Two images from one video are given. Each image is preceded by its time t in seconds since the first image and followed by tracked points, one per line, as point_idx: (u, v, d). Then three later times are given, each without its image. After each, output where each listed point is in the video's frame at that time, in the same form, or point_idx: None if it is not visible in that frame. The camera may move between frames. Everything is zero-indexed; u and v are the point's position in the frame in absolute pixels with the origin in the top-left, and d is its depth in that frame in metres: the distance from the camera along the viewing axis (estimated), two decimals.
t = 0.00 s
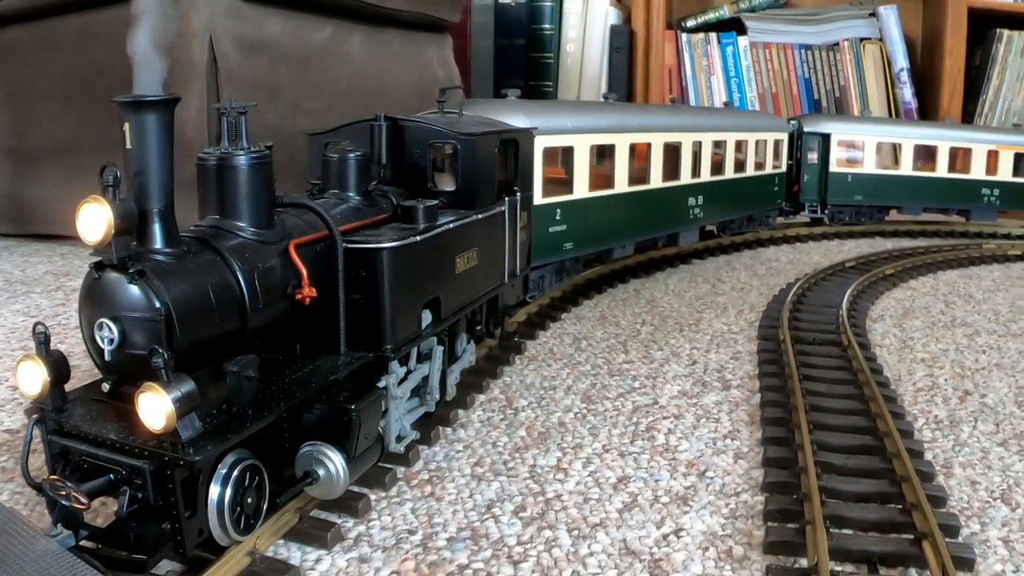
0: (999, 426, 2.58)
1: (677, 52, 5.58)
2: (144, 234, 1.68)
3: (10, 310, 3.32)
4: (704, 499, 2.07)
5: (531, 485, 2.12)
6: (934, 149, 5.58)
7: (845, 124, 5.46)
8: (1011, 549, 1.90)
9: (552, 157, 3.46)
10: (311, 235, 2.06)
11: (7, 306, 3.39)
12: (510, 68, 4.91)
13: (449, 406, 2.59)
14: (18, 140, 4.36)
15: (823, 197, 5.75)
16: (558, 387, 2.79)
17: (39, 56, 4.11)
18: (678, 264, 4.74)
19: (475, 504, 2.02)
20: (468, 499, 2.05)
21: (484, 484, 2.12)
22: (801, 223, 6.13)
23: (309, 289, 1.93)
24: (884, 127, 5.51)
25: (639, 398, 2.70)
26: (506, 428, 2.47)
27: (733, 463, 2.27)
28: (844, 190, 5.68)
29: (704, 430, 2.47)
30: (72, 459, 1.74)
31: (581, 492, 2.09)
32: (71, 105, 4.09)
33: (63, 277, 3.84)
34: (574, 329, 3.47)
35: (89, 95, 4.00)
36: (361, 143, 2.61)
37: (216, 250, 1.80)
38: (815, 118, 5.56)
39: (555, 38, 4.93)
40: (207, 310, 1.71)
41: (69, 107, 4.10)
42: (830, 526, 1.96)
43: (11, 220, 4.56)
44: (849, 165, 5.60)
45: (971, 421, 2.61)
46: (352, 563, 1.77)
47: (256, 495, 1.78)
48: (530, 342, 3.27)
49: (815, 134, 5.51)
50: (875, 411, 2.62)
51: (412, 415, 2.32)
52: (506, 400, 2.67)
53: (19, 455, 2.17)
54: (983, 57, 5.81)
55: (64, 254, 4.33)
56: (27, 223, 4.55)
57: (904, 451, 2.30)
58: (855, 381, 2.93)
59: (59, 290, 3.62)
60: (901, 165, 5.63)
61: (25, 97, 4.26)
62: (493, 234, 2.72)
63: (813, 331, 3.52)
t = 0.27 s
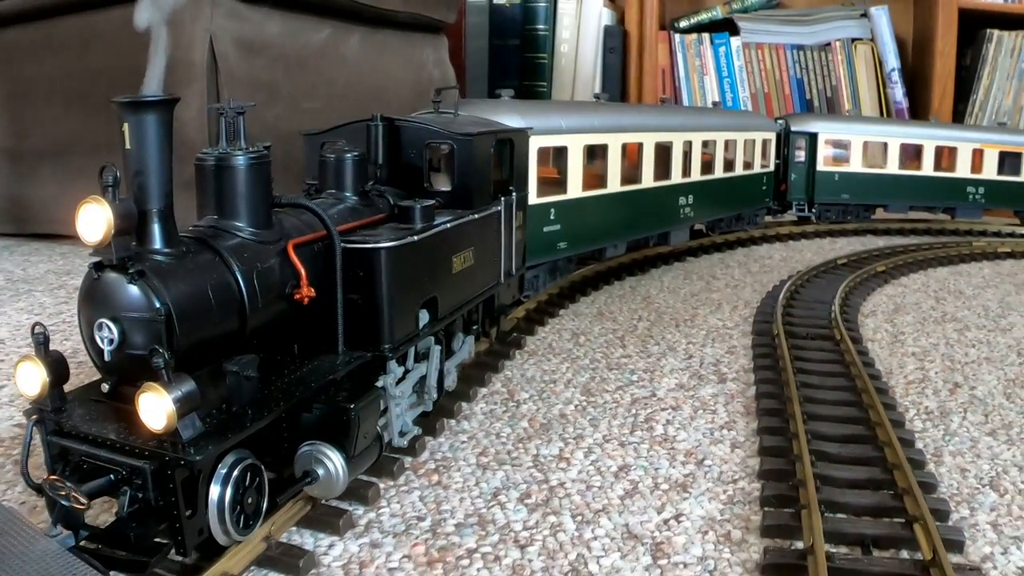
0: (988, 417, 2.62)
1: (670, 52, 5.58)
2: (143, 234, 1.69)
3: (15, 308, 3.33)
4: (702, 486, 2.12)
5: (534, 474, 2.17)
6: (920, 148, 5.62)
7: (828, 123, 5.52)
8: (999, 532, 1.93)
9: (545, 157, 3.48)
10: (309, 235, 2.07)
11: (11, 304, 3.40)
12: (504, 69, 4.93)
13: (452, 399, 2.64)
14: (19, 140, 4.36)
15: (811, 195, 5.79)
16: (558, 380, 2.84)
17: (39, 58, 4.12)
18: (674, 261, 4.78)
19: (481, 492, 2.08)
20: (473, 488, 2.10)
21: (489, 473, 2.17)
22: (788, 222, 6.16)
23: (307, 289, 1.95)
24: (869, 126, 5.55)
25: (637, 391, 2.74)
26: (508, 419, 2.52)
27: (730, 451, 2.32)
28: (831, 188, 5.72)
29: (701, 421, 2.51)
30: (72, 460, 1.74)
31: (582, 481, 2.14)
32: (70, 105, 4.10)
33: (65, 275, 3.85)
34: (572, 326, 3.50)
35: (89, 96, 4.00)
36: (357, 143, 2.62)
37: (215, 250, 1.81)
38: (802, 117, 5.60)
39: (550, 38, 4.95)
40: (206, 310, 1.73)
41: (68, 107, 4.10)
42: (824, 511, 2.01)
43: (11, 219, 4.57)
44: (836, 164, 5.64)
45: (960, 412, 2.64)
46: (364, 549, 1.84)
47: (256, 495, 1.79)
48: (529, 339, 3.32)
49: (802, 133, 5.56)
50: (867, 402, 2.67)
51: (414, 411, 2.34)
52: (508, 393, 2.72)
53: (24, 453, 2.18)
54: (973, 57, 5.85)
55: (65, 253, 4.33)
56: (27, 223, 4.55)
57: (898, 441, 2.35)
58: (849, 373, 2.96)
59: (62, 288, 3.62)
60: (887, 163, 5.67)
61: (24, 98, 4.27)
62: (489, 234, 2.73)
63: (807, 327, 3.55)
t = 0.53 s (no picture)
0: (974, 406, 2.73)
1: (662, 53, 5.61)
2: (144, 235, 1.69)
3: (22, 305, 3.34)
4: (702, 469, 2.22)
5: (541, 458, 2.26)
6: (902, 146, 5.66)
7: (810, 123, 5.56)
8: (984, 512, 2.04)
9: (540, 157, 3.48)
10: (308, 235, 2.07)
11: (17, 301, 3.41)
12: (497, 70, 4.93)
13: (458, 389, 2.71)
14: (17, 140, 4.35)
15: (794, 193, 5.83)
16: (559, 371, 2.94)
17: (37, 59, 4.11)
18: (667, 258, 4.84)
19: (490, 476, 2.16)
20: (482, 472, 2.18)
21: (498, 457, 2.26)
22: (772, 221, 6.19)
23: (307, 289, 1.95)
24: (850, 125, 5.59)
25: (636, 381, 2.85)
26: (513, 408, 2.60)
27: (727, 437, 2.43)
28: (815, 187, 5.76)
29: (700, 409, 2.61)
30: (73, 461, 1.74)
31: (587, 465, 2.23)
32: (70, 106, 4.09)
33: (68, 273, 3.85)
34: (571, 321, 3.56)
35: (89, 96, 4.01)
36: (353, 143, 2.62)
37: (215, 250, 1.82)
38: (785, 116, 5.65)
39: (543, 40, 4.98)
40: (207, 310, 1.73)
41: (68, 107, 4.10)
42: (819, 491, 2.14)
43: (10, 219, 4.56)
44: (819, 163, 5.68)
45: (948, 400, 2.75)
46: (381, 528, 1.91)
47: (257, 495, 1.79)
48: (530, 333, 3.40)
49: (786, 132, 5.60)
50: (858, 391, 2.78)
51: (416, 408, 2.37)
52: (512, 384, 2.80)
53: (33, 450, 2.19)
54: (961, 57, 5.89)
55: (65, 252, 4.33)
56: (27, 222, 4.54)
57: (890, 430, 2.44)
58: (841, 368, 3.05)
59: (68, 286, 3.63)
60: (869, 162, 5.71)
61: (23, 98, 4.26)
62: (486, 234, 2.75)
63: (799, 320, 3.64)
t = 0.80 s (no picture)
0: (960, 392, 2.84)
1: (653, 54, 5.62)
2: (144, 235, 1.69)
3: (28, 302, 3.36)
4: (699, 451, 2.34)
5: (545, 443, 2.36)
6: (881, 144, 5.73)
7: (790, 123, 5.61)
8: (969, 490, 2.15)
9: (533, 157, 3.49)
10: (306, 235, 2.07)
11: (23, 299, 3.43)
12: (490, 71, 5.01)
13: (462, 379, 2.79)
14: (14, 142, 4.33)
15: (777, 191, 5.87)
16: (559, 362, 3.03)
17: (38, 59, 4.11)
18: (661, 255, 4.91)
19: (497, 460, 2.26)
20: (489, 457, 2.28)
21: (504, 443, 2.36)
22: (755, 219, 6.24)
23: (306, 289, 1.96)
24: (829, 125, 5.64)
25: (634, 370, 2.95)
26: (517, 397, 2.70)
27: (721, 422, 2.54)
28: (797, 185, 5.84)
29: (696, 397, 2.73)
30: (73, 462, 1.75)
31: (590, 449, 2.34)
32: (76, 105, 4.11)
33: (71, 271, 3.87)
34: (568, 316, 3.62)
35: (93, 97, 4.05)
36: (348, 143, 2.62)
37: (215, 251, 1.82)
38: (769, 115, 5.65)
39: (536, 40, 4.97)
40: (208, 310, 1.74)
41: (72, 107, 4.12)
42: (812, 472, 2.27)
43: (10, 220, 4.53)
44: (801, 162, 5.76)
45: (934, 388, 2.87)
46: (395, 509, 2.02)
47: (257, 494, 1.79)
48: (529, 326, 3.49)
49: (770, 130, 5.60)
50: (847, 377, 2.91)
51: (411, 408, 2.37)
52: (514, 373, 2.91)
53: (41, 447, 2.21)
54: (948, 57, 5.94)
55: (66, 250, 4.33)
56: (26, 222, 4.51)
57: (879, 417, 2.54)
58: (832, 360, 3.15)
59: (72, 284, 3.65)
60: (850, 160, 5.78)
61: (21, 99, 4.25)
62: (481, 233, 2.76)
63: (790, 312, 3.75)
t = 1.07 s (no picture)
0: (945, 383, 2.96)
1: (643, 54, 5.70)
2: (143, 235, 1.70)
3: (32, 299, 3.38)
4: (694, 438, 2.44)
5: (547, 430, 2.45)
6: (863, 142, 5.76)
7: (774, 120, 5.61)
8: (954, 474, 2.27)
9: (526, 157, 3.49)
10: (304, 235, 2.08)
11: (26, 296, 3.45)
12: (483, 70, 5.00)
13: (464, 371, 2.86)
14: (10, 141, 4.32)
15: (760, 191, 5.86)
16: (557, 354, 3.12)
17: (33, 58, 4.09)
18: (654, 252, 4.99)
19: (502, 447, 2.34)
20: (493, 443, 2.36)
21: (507, 430, 2.45)
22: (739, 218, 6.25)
23: (304, 288, 1.96)
24: (813, 124, 5.65)
25: (631, 361, 3.06)
26: (518, 387, 2.79)
27: (715, 410, 2.67)
28: (779, 184, 5.83)
29: (691, 387, 2.84)
30: (73, 462, 1.75)
31: (590, 435, 2.44)
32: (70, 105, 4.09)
33: (71, 268, 3.88)
34: (565, 312, 3.69)
35: (87, 98, 4.02)
36: (344, 143, 2.62)
37: (214, 251, 1.82)
38: (750, 113, 5.68)
39: (528, 41, 4.99)
40: (209, 309, 1.74)
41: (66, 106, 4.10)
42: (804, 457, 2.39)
43: (7, 219, 4.52)
44: (784, 160, 5.75)
45: (921, 378, 2.99)
46: (406, 493, 2.09)
47: (256, 493, 1.78)
48: (527, 320, 3.57)
49: (753, 130, 5.62)
50: (837, 369, 3.02)
51: (402, 414, 2.33)
52: (514, 365, 2.99)
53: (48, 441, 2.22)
54: (935, 57, 5.99)
55: (64, 247, 4.34)
56: (23, 221, 4.50)
57: (869, 408, 2.65)
58: (824, 353, 3.24)
59: (74, 281, 3.67)
60: (833, 159, 5.79)
61: (17, 97, 4.23)
62: (476, 233, 2.76)
63: (780, 306, 3.85)
